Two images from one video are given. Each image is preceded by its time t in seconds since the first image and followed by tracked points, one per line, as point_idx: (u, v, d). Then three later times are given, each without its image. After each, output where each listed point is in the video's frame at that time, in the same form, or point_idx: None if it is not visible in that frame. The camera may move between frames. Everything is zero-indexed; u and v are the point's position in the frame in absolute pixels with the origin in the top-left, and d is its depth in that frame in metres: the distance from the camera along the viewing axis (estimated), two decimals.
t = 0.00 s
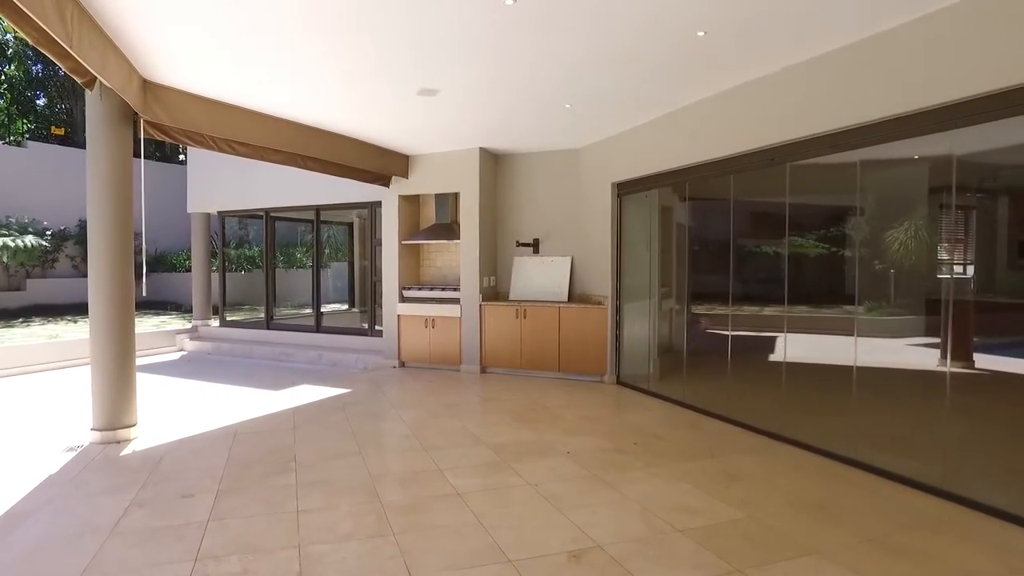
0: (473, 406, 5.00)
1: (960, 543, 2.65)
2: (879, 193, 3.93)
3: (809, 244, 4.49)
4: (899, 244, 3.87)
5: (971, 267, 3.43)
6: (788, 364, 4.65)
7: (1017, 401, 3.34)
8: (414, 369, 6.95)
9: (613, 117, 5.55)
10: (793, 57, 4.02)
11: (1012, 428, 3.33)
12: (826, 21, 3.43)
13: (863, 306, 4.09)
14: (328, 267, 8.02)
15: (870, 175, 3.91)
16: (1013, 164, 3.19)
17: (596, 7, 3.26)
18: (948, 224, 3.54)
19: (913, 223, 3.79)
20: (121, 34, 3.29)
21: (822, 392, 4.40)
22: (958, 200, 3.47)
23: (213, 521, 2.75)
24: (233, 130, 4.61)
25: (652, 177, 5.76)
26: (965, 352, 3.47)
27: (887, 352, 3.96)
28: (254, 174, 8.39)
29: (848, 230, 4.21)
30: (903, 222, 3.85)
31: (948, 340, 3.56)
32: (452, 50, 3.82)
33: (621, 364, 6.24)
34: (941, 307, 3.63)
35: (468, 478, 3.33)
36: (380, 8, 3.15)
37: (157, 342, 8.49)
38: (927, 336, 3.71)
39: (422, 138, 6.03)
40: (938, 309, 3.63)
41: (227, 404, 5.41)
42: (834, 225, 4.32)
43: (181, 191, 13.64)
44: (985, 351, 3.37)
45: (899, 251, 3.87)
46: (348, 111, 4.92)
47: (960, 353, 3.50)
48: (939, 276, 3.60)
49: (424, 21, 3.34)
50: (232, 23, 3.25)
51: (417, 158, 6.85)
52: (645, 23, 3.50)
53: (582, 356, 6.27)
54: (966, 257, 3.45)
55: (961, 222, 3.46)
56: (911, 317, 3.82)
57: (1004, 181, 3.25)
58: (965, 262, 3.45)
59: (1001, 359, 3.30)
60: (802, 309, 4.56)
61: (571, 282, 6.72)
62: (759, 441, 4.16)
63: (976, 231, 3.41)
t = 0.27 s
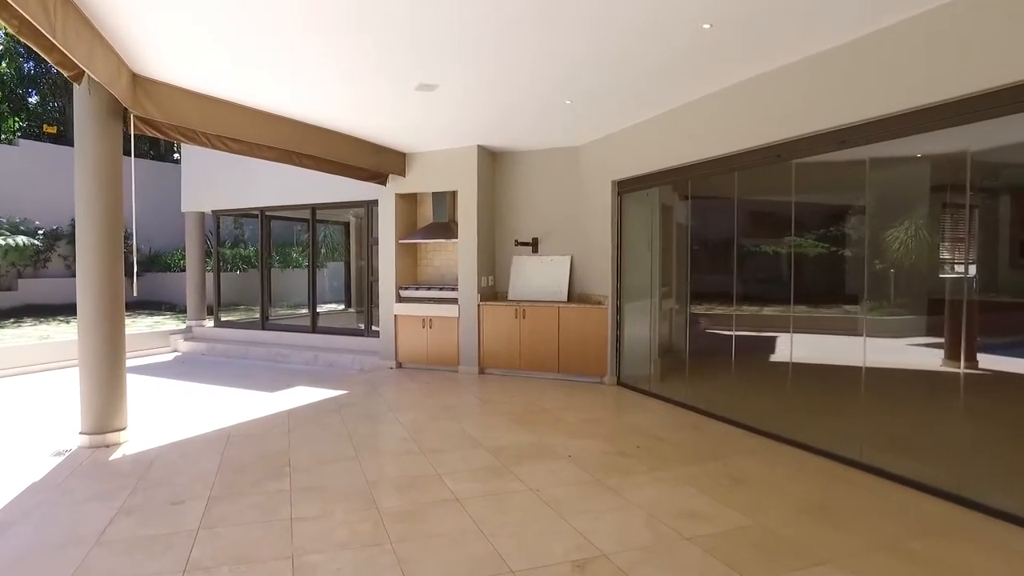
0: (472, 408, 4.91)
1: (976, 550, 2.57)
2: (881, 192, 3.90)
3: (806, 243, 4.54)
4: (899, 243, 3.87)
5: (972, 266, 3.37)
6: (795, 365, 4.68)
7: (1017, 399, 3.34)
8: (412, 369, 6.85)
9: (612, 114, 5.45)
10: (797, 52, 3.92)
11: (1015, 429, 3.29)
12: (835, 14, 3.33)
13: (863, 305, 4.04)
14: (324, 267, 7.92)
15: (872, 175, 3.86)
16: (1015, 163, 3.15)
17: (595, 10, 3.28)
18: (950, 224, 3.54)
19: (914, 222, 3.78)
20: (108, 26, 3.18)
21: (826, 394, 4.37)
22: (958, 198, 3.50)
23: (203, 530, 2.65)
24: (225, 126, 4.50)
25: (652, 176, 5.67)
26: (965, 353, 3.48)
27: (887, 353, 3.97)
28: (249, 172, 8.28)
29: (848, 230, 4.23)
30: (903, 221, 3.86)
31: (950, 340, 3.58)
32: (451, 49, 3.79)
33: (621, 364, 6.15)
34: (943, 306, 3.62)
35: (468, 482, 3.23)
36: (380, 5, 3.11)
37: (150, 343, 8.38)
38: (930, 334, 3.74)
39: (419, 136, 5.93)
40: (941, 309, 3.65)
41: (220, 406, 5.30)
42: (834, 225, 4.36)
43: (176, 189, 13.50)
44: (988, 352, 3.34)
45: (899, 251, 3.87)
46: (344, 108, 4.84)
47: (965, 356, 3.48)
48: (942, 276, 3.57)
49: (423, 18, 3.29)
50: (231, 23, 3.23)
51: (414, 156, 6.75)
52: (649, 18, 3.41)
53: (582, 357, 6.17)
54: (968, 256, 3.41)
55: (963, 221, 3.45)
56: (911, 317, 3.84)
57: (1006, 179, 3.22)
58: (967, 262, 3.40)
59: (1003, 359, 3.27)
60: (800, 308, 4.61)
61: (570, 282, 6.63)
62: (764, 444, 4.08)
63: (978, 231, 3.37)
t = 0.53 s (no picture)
0: (472, 413, 4.81)
1: (997, 563, 2.48)
2: (883, 191, 3.81)
3: (808, 244, 4.44)
4: (899, 243, 3.79)
5: (976, 266, 3.33)
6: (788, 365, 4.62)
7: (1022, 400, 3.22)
8: (410, 372, 6.74)
9: (613, 113, 5.34)
10: (802, 49, 3.81)
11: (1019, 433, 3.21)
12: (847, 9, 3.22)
13: (862, 306, 4.06)
14: (321, 268, 7.81)
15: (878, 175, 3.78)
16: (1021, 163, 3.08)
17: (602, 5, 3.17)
18: (953, 224, 3.47)
19: (915, 222, 3.70)
20: (95, 18, 3.07)
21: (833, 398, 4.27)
22: (964, 198, 3.42)
23: (194, 544, 2.54)
24: (220, 124, 4.39)
25: (654, 175, 5.57)
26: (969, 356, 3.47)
27: (891, 355, 3.87)
28: (244, 172, 8.16)
29: (849, 230, 4.16)
30: (903, 221, 3.78)
31: (954, 340, 3.54)
32: (453, 47, 3.71)
33: (623, 368, 6.05)
34: (947, 307, 3.55)
35: (469, 492, 3.13)
36: None
37: (145, 345, 8.25)
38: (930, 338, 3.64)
39: (416, 134, 5.81)
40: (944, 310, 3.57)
41: (215, 411, 5.19)
42: (833, 225, 4.26)
43: (171, 189, 13.37)
44: (988, 354, 3.30)
45: (900, 251, 3.79)
46: (343, 106, 4.75)
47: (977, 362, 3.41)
48: (945, 276, 3.52)
49: (425, 14, 3.20)
50: (225, 17, 3.12)
51: (413, 156, 6.64)
52: (656, 13, 3.31)
53: (583, 360, 6.08)
54: (971, 257, 3.36)
55: (967, 222, 3.39)
56: (913, 317, 3.73)
57: (1011, 179, 3.15)
58: (970, 262, 3.36)
59: (1002, 360, 3.24)
60: (799, 310, 4.52)
61: (571, 283, 6.53)
62: (771, 450, 3.99)
63: (981, 231, 3.31)
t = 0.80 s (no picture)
0: (472, 417, 4.71)
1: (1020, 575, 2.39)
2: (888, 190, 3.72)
3: (808, 244, 4.37)
4: (900, 244, 3.70)
5: (981, 267, 3.27)
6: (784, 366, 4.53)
7: None
8: (409, 374, 6.64)
9: (617, 111, 5.27)
10: (815, 44, 3.77)
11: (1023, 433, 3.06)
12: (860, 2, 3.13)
13: (864, 306, 3.98)
14: (318, 268, 7.70)
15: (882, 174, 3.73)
16: None
17: None
18: (954, 225, 3.39)
19: (916, 222, 3.62)
20: (82, 10, 2.95)
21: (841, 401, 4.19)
22: (968, 197, 3.33)
23: (184, 558, 2.44)
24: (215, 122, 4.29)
25: (658, 174, 5.49)
26: (976, 357, 3.35)
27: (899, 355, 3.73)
28: (240, 171, 8.05)
29: (849, 229, 4.07)
30: (903, 222, 3.69)
31: (960, 340, 3.43)
32: (455, 44, 3.64)
33: (625, 370, 5.96)
34: (952, 307, 3.46)
35: (471, 501, 3.04)
36: None
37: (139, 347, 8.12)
38: (935, 338, 3.53)
39: (416, 132, 5.71)
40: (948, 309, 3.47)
41: (209, 414, 5.08)
42: (833, 224, 4.17)
43: (165, 189, 13.23)
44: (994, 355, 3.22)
45: (900, 252, 3.71)
46: (341, 104, 4.66)
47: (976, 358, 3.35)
48: (949, 277, 3.44)
49: (427, 9, 3.12)
50: (217, 10, 3.02)
51: (411, 155, 6.54)
52: (662, 7, 3.22)
53: (585, 362, 5.98)
54: (976, 257, 3.29)
55: (970, 222, 3.30)
56: (914, 317, 3.64)
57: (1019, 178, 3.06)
58: (974, 262, 3.29)
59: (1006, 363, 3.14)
60: (800, 311, 4.44)
61: (571, 284, 6.44)
62: (778, 455, 3.91)
63: (986, 231, 3.24)
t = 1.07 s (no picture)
0: (472, 420, 4.63)
1: None
2: (889, 189, 3.71)
3: (804, 243, 4.35)
4: (900, 243, 3.70)
5: (984, 266, 3.24)
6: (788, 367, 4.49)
7: None
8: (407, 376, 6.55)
9: (618, 107, 5.19)
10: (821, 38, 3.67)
11: None
12: None
13: (865, 305, 3.94)
14: (315, 269, 7.60)
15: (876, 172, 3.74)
16: None
17: None
18: (958, 224, 3.37)
19: (918, 221, 3.59)
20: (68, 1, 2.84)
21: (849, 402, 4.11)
22: (969, 196, 3.30)
23: (175, 568, 2.34)
24: (208, 118, 4.19)
25: (659, 172, 5.41)
26: (981, 357, 3.31)
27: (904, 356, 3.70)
28: (235, 170, 7.94)
29: (849, 229, 4.01)
30: (904, 222, 3.68)
31: (964, 340, 3.39)
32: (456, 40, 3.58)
33: (626, 371, 5.86)
34: (955, 307, 3.42)
35: (472, 507, 2.96)
36: None
37: (134, 347, 8.01)
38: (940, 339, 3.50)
39: (413, 129, 5.62)
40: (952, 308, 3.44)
41: (203, 416, 4.98)
42: (835, 223, 4.10)
43: (160, 189, 13.10)
44: (1001, 356, 3.19)
45: (900, 250, 3.70)
46: (338, 101, 4.57)
47: (980, 356, 3.31)
48: (953, 277, 3.42)
49: (428, 4, 3.05)
50: (210, 2, 2.92)
51: (409, 153, 6.45)
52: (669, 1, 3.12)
53: (586, 363, 5.90)
54: (980, 257, 3.26)
55: (973, 221, 3.28)
56: (919, 317, 3.60)
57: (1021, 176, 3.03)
58: (978, 262, 3.27)
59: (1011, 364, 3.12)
60: (801, 311, 4.38)
61: (572, 284, 6.35)
62: (784, 459, 3.84)
63: (989, 231, 3.21)
